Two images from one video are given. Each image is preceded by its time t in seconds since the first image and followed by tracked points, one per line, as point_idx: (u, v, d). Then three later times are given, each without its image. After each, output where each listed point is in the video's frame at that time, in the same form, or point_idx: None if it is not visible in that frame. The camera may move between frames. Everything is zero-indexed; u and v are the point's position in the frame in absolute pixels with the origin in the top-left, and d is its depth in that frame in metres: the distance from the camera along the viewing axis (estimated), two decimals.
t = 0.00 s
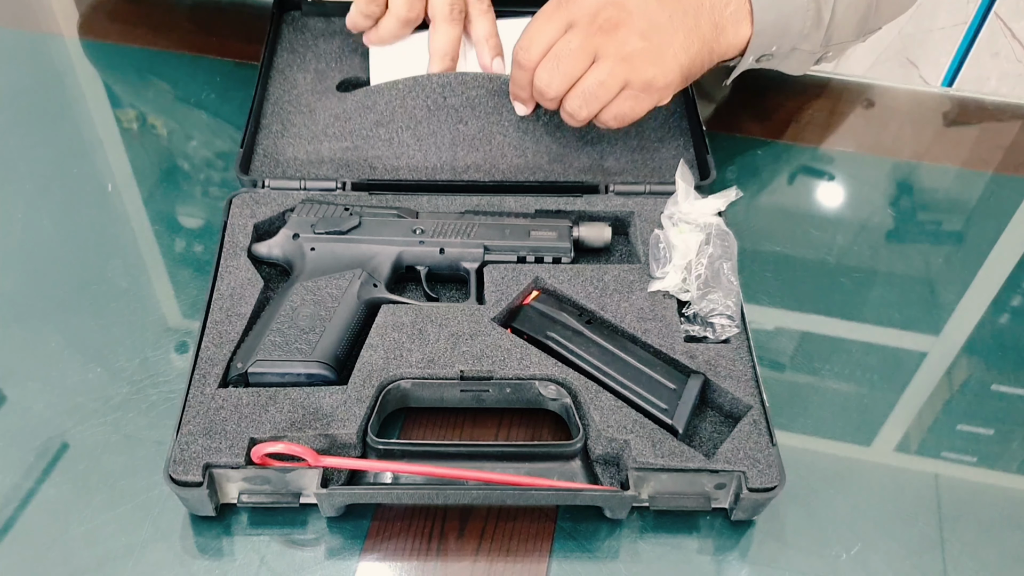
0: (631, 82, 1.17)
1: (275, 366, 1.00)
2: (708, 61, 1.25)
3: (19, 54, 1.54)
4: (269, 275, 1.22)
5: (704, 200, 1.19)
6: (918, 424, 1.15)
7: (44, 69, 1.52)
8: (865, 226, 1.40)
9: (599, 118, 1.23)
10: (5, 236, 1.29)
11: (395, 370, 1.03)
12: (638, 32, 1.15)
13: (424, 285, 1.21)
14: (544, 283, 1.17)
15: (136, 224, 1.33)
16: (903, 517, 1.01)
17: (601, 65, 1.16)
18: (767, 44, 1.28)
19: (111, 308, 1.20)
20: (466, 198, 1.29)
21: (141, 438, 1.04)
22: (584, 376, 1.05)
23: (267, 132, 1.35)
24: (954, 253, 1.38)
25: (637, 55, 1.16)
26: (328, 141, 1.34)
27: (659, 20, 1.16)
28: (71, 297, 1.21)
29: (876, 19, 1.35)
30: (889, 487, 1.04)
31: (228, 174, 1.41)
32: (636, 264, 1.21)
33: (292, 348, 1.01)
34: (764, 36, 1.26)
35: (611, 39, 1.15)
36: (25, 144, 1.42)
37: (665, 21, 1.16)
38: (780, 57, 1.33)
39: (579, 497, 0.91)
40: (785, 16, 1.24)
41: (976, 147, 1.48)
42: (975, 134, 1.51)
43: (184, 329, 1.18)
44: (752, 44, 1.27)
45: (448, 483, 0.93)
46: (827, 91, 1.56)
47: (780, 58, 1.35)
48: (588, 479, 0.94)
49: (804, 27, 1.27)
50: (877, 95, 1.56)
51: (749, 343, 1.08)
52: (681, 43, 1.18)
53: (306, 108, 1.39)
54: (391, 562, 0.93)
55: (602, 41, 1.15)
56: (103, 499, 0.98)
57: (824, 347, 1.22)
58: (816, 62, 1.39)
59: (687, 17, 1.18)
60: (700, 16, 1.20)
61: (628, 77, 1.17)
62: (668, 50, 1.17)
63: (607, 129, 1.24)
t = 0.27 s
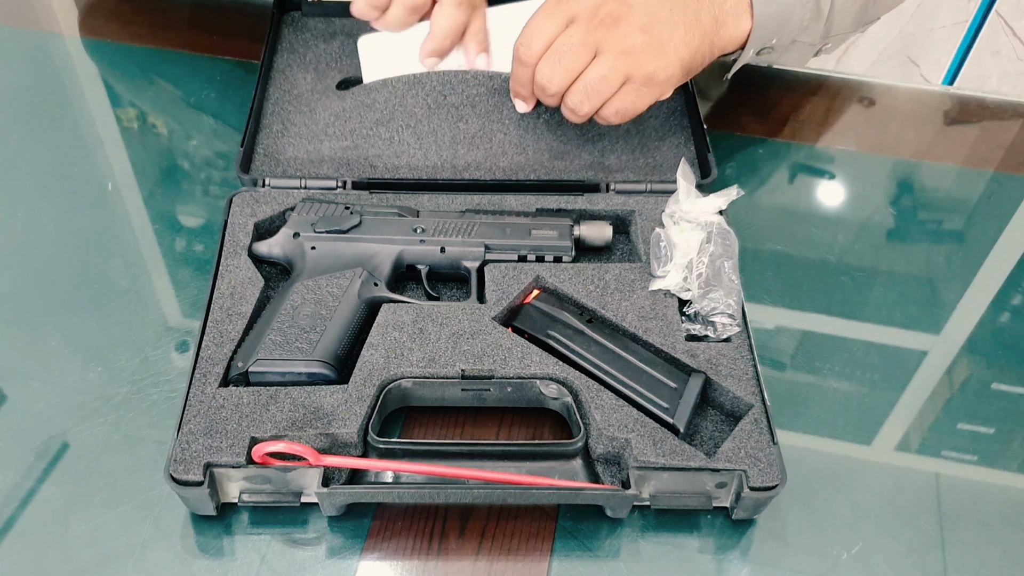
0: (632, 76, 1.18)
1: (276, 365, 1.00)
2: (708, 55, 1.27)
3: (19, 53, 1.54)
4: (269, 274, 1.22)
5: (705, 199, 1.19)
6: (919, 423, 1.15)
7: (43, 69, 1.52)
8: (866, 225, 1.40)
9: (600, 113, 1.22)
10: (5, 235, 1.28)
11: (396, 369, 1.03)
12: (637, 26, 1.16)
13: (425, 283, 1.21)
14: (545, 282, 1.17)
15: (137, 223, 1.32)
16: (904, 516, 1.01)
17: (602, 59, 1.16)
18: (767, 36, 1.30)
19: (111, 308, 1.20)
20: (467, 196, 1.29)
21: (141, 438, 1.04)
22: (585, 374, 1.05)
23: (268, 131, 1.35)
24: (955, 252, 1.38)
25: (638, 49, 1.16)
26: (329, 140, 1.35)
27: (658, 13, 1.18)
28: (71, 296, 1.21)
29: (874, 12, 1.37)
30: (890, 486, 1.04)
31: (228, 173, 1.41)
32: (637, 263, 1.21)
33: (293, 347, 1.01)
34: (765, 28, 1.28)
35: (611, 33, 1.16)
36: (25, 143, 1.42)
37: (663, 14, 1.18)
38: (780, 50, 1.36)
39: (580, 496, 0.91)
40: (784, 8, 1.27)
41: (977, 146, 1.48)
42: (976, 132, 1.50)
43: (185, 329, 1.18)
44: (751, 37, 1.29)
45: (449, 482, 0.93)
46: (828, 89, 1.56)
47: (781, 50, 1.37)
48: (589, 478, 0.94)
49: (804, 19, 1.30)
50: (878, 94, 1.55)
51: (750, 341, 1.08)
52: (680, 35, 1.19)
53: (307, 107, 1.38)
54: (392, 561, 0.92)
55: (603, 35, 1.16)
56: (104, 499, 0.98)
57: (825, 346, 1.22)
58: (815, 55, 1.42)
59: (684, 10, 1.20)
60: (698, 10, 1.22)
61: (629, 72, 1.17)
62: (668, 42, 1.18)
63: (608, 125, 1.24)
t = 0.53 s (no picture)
0: (631, 71, 1.17)
1: (277, 364, 1.00)
2: (709, 54, 1.27)
3: (19, 53, 1.54)
4: (270, 273, 1.21)
5: (706, 198, 1.19)
6: (921, 421, 1.15)
7: (44, 68, 1.52)
8: (868, 222, 1.40)
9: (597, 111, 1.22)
10: (7, 235, 1.29)
11: (397, 368, 1.03)
12: (638, 21, 1.16)
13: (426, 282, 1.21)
14: (546, 280, 1.17)
15: (138, 222, 1.32)
16: (906, 514, 1.01)
17: (601, 54, 1.16)
18: (768, 34, 1.30)
19: (112, 307, 1.20)
20: (468, 195, 1.29)
21: (141, 437, 1.04)
22: (586, 373, 1.04)
23: (268, 130, 1.35)
24: (956, 250, 1.37)
25: (638, 45, 1.16)
26: (330, 140, 1.35)
27: (660, 11, 1.17)
28: (72, 296, 1.21)
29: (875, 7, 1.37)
30: (891, 484, 1.04)
31: (229, 172, 1.41)
32: (637, 261, 1.21)
33: (294, 346, 1.01)
34: (767, 25, 1.28)
35: (612, 27, 1.15)
36: (26, 143, 1.42)
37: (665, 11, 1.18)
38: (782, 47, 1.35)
39: (581, 494, 0.91)
40: (786, 6, 1.27)
41: (978, 144, 1.48)
42: (978, 129, 1.50)
43: (185, 328, 1.18)
44: (753, 35, 1.29)
45: (450, 481, 0.92)
46: (828, 88, 1.56)
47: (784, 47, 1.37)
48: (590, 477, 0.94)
49: (806, 15, 1.30)
50: (880, 90, 1.55)
51: (751, 340, 1.08)
52: (681, 34, 1.19)
53: (308, 106, 1.38)
54: (393, 560, 0.92)
55: (604, 29, 1.15)
56: (105, 498, 0.98)
57: (826, 345, 1.22)
58: (818, 52, 1.41)
59: (685, 8, 1.20)
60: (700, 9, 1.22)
61: (628, 66, 1.16)
62: (669, 40, 1.18)
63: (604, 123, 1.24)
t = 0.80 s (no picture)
0: (638, 79, 1.18)
1: (275, 365, 1.00)
2: (718, 55, 1.28)
3: (18, 55, 1.54)
4: (268, 274, 1.22)
5: (703, 197, 1.19)
6: (920, 419, 1.15)
7: (43, 70, 1.52)
8: (866, 221, 1.39)
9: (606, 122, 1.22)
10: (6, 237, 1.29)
11: (394, 368, 1.03)
12: (643, 28, 1.18)
13: (424, 283, 1.21)
14: (544, 280, 1.17)
15: (137, 224, 1.33)
16: (906, 512, 1.01)
17: (607, 63, 1.17)
18: (779, 28, 1.30)
19: (112, 308, 1.20)
20: (466, 195, 1.29)
21: (141, 438, 1.04)
22: (584, 373, 1.04)
23: (266, 131, 1.35)
24: (956, 247, 1.37)
25: (643, 53, 1.18)
26: (328, 141, 1.35)
27: (666, 19, 1.19)
28: (72, 297, 1.21)
29: None
30: (891, 482, 1.04)
31: (228, 173, 1.41)
32: (636, 260, 1.21)
33: (292, 347, 1.01)
34: (778, 20, 1.28)
35: (618, 36, 1.17)
36: (25, 145, 1.42)
37: (670, 17, 1.19)
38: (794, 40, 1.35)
39: (580, 494, 0.91)
40: None
41: (977, 142, 1.48)
42: (976, 127, 1.50)
43: (185, 329, 1.18)
44: (765, 29, 1.29)
45: (448, 481, 0.93)
46: (826, 87, 1.56)
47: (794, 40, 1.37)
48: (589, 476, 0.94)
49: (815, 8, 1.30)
50: (878, 90, 1.55)
51: (750, 339, 1.08)
52: (686, 39, 1.20)
53: (306, 107, 1.39)
54: (392, 561, 0.93)
55: (610, 37, 1.17)
56: (105, 500, 0.98)
57: (825, 343, 1.22)
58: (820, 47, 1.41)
59: (691, 12, 1.21)
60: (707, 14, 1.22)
61: (635, 74, 1.18)
62: (674, 48, 1.19)
63: (612, 138, 1.23)
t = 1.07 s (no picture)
0: (647, 65, 1.20)
1: (277, 365, 1.00)
2: (727, 44, 1.30)
3: (19, 54, 1.54)
4: (270, 274, 1.21)
5: (706, 196, 1.18)
6: (921, 419, 1.14)
7: (44, 70, 1.52)
8: (867, 221, 1.39)
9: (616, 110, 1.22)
10: (7, 237, 1.29)
11: (396, 368, 1.03)
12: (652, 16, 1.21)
13: (426, 282, 1.21)
14: (546, 280, 1.17)
15: (137, 224, 1.33)
16: (907, 513, 1.01)
17: (618, 50, 1.18)
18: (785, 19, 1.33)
19: (113, 308, 1.20)
20: (468, 195, 1.30)
21: (142, 439, 1.04)
22: (586, 373, 1.04)
23: (268, 130, 1.35)
24: (957, 247, 1.37)
25: (652, 40, 1.20)
26: (330, 141, 1.34)
27: (674, 8, 1.23)
28: (73, 296, 1.21)
29: None
30: (892, 482, 1.04)
31: (229, 173, 1.41)
32: (637, 260, 1.21)
33: (294, 347, 1.01)
34: (785, 8, 1.31)
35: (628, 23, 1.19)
36: (27, 144, 1.42)
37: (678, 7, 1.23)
38: (801, 33, 1.37)
39: (581, 494, 0.91)
40: None
41: (978, 142, 1.47)
42: (977, 128, 1.50)
43: (186, 329, 1.18)
44: (774, 17, 1.32)
45: (450, 482, 0.93)
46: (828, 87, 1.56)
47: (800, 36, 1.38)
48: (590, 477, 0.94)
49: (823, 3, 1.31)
50: (880, 90, 1.55)
51: (752, 339, 1.08)
52: (695, 27, 1.23)
53: (308, 107, 1.38)
54: (394, 561, 0.93)
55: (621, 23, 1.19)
56: (106, 500, 0.98)
57: (826, 343, 1.22)
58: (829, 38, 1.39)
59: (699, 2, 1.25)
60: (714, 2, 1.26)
61: (645, 59, 1.19)
62: (683, 33, 1.22)
63: (621, 130, 1.23)
